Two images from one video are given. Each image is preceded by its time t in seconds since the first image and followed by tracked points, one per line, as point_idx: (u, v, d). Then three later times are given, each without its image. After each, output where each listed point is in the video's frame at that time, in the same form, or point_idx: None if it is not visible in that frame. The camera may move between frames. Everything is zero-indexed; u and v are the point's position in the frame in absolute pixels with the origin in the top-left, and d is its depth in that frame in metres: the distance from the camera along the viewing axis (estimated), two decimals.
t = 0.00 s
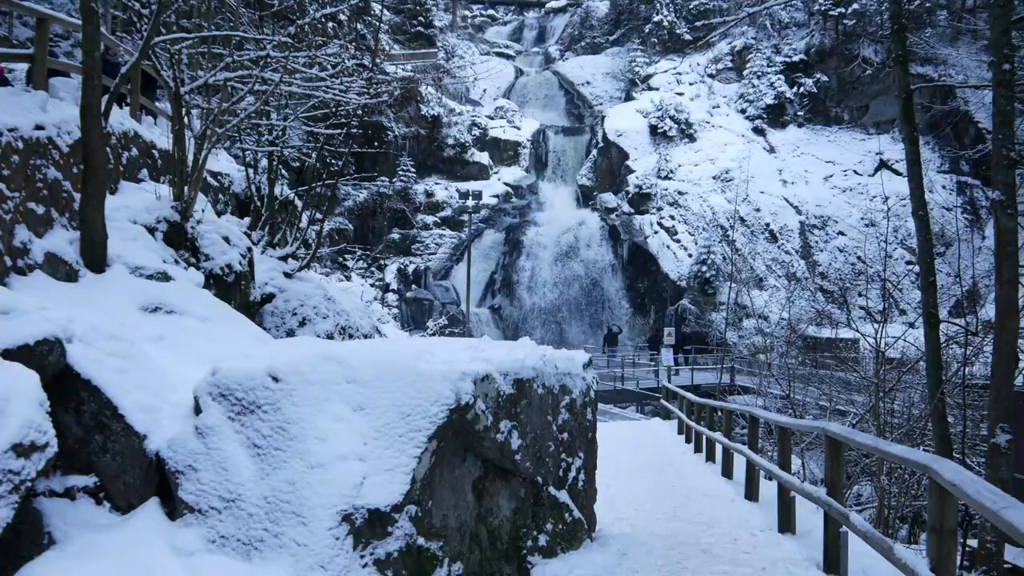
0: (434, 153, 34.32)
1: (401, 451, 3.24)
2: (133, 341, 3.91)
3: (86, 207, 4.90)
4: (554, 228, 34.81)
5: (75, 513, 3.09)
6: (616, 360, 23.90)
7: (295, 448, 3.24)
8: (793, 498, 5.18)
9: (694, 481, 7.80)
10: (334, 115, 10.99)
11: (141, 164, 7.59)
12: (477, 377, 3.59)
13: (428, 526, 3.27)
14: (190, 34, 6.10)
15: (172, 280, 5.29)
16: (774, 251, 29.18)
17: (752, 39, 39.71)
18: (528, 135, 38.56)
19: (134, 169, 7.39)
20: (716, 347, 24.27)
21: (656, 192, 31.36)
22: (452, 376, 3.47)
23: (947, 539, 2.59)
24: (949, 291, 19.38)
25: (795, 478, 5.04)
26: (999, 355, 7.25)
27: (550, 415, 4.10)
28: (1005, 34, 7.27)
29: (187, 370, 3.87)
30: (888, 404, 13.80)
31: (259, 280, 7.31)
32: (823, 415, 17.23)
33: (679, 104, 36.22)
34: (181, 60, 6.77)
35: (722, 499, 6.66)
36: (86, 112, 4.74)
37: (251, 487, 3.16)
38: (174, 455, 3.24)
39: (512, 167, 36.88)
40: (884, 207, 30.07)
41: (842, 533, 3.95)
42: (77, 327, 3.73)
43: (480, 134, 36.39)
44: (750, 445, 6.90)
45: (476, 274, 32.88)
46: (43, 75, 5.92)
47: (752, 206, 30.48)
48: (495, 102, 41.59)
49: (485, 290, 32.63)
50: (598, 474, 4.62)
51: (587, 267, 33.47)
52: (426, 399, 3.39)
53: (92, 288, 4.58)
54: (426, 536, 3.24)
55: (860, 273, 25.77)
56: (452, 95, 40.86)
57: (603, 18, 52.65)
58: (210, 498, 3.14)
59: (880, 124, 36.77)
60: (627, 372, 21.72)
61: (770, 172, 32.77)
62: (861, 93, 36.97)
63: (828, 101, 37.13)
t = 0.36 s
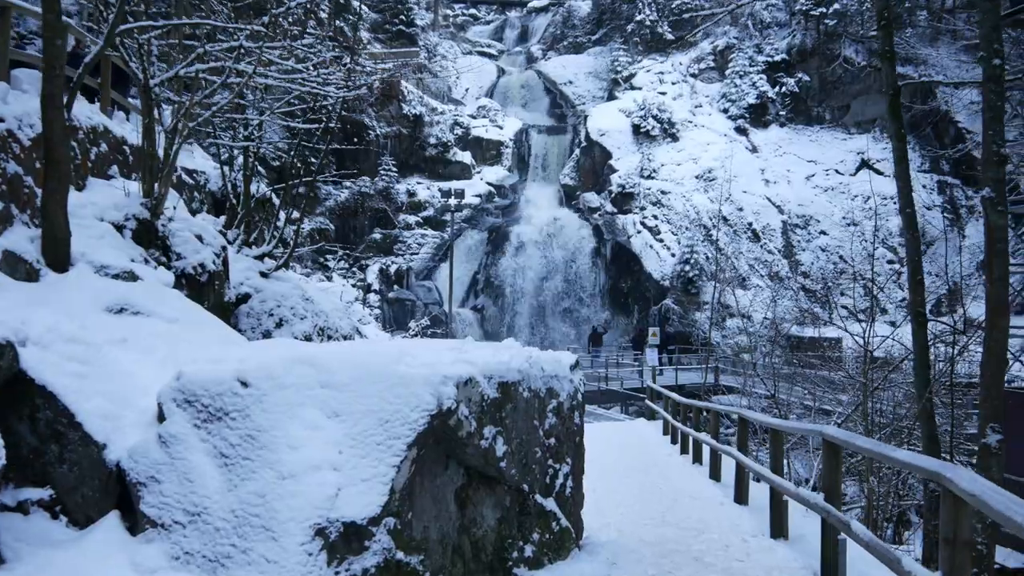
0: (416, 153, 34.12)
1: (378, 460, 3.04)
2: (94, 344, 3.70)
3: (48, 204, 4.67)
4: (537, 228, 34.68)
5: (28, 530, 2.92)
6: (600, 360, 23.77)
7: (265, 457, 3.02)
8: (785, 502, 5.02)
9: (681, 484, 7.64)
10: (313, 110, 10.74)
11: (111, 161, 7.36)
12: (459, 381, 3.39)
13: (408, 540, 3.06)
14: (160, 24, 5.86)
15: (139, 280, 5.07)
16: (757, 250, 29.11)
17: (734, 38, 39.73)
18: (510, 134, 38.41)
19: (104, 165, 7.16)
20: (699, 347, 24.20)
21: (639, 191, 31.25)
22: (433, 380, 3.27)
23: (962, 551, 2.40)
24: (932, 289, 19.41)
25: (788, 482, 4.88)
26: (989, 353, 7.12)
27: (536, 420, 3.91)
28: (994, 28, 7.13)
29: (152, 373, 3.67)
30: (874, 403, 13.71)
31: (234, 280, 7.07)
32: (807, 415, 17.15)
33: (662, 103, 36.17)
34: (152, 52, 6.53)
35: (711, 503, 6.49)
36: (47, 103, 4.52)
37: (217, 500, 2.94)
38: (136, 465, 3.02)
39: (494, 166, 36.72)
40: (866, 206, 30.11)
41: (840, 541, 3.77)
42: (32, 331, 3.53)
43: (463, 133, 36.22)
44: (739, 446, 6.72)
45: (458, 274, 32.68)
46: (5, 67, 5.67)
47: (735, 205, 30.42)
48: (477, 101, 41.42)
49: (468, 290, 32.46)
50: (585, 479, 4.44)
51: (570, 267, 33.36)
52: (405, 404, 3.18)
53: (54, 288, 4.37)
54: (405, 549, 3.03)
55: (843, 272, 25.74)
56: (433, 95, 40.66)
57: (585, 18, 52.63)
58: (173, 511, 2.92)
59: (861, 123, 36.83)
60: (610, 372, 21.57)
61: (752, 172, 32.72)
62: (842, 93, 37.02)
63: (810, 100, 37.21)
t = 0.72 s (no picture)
0: (402, 152, 33.91)
1: (346, 470, 2.83)
2: (48, 347, 3.50)
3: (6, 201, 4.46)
4: (524, 227, 34.51)
5: None
6: (587, 360, 23.60)
7: (226, 467, 2.81)
8: (777, 508, 4.85)
9: (669, 487, 7.47)
10: (292, 104, 10.53)
11: (81, 157, 7.14)
12: (434, 385, 3.19)
13: (377, 555, 2.86)
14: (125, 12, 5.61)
15: (104, 279, 4.87)
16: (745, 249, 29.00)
17: (721, 37, 39.70)
18: (496, 133, 38.25)
19: (73, 161, 6.93)
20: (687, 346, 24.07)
21: (626, 190, 31.12)
22: (406, 384, 3.08)
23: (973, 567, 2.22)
24: (919, 287, 19.34)
25: (779, 486, 4.72)
26: (983, 351, 6.96)
27: (517, 425, 3.73)
28: (987, 20, 6.97)
29: (110, 377, 3.47)
30: (863, 402, 13.58)
31: (208, 279, 6.86)
32: (796, 413, 17.02)
33: (649, 101, 36.09)
34: (119, 43, 6.28)
35: (701, 507, 6.33)
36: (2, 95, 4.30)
37: (174, 513, 2.72)
38: (87, 476, 2.81)
39: (481, 166, 36.55)
40: (853, 204, 30.06)
41: (836, 549, 3.59)
42: None
43: (449, 133, 36.04)
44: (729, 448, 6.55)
45: (445, 274, 32.50)
46: None
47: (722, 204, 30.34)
48: (463, 101, 41.27)
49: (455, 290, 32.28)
50: (569, 484, 4.26)
51: (558, 267, 33.19)
52: (376, 411, 2.98)
53: (11, 287, 4.17)
54: (374, 565, 2.83)
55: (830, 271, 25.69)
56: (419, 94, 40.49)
57: (572, 17, 52.57)
58: (126, 525, 2.70)
59: (848, 122, 36.82)
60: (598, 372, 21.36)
61: (740, 170, 32.66)
62: (829, 91, 37.00)
63: (797, 99, 37.19)
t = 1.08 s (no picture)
0: (389, 151, 33.66)
1: (314, 476, 2.63)
2: None
3: None
4: (512, 225, 34.32)
5: None
6: (575, 360, 23.40)
7: (185, 474, 2.59)
8: (769, 512, 4.68)
9: (657, 490, 7.31)
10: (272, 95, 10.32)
11: (53, 151, 6.91)
12: (407, 385, 3.00)
13: (347, 568, 2.66)
14: None
15: (68, 276, 4.65)
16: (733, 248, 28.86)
17: (709, 36, 39.64)
18: (484, 132, 38.08)
19: (44, 155, 6.71)
20: (676, 345, 23.94)
21: (614, 189, 30.99)
22: (378, 385, 2.88)
23: None
24: (908, 286, 19.25)
25: (771, 491, 4.55)
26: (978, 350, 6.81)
27: (499, 425, 3.54)
28: (982, 12, 6.84)
29: (65, 380, 3.25)
30: (852, 401, 13.45)
31: (184, 277, 6.65)
32: (785, 413, 16.90)
33: (637, 100, 35.99)
34: (88, 31, 6.04)
35: (690, 511, 6.17)
36: None
37: (128, 524, 2.49)
38: (34, 485, 2.58)
39: (469, 164, 36.37)
40: (842, 203, 30.01)
41: (832, 558, 3.43)
42: None
43: (436, 131, 35.83)
44: (719, 450, 6.39)
45: (432, 273, 32.28)
46: None
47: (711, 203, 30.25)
48: (451, 99, 41.09)
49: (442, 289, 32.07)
50: (552, 490, 4.07)
51: (546, 265, 33.02)
52: (345, 414, 2.79)
53: None
54: None
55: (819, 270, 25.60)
56: (406, 91, 40.31)
57: (560, 16, 52.46)
58: (75, 536, 2.46)
59: (837, 120, 36.85)
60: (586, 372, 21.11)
61: (728, 169, 32.58)
62: (817, 90, 36.94)
63: (785, 97, 37.15)
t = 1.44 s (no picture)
0: (376, 148, 33.43)
1: (280, 486, 2.41)
2: None
3: None
4: (500, 224, 34.15)
5: None
6: (563, 359, 23.22)
7: (138, 483, 2.32)
8: (764, 518, 4.49)
9: (646, 493, 7.12)
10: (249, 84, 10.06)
11: (22, 142, 6.67)
12: (381, 388, 2.79)
13: None
14: None
15: (28, 270, 4.42)
16: (722, 247, 28.74)
17: (698, 34, 39.59)
18: (472, 129, 37.94)
19: (12, 147, 6.47)
20: (664, 344, 23.83)
21: (603, 187, 30.84)
22: (349, 389, 2.69)
23: None
24: (896, 285, 19.19)
25: (766, 498, 4.37)
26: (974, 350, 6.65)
27: (482, 429, 3.34)
28: (981, 4, 6.69)
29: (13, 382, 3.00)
30: (841, 401, 13.32)
31: (159, 273, 6.41)
32: (773, 413, 16.78)
33: (626, 98, 35.89)
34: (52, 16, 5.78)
35: (681, 517, 5.98)
36: None
37: (77, 539, 2.19)
38: None
39: (456, 162, 36.19)
40: (831, 202, 29.95)
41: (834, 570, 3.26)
42: None
43: (424, 129, 35.63)
44: (710, 452, 6.22)
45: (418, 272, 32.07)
46: None
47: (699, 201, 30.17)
48: (439, 97, 40.94)
49: (429, 288, 31.88)
50: (538, 495, 3.87)
51: (534, 264, 32.83)
52: (313, 419, 2.58)
53: None
54: None
55: (806, 270, 25.52)
56: (394, 89, 40.12)
57: (549, 14, 52.42)
58: (15, 552, 2.13)
59: (826, 119, 36.87)
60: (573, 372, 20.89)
61: (717, 168, 32.52)
62: (806, 89, 36.89)
63: (774, 96, 37.12)
